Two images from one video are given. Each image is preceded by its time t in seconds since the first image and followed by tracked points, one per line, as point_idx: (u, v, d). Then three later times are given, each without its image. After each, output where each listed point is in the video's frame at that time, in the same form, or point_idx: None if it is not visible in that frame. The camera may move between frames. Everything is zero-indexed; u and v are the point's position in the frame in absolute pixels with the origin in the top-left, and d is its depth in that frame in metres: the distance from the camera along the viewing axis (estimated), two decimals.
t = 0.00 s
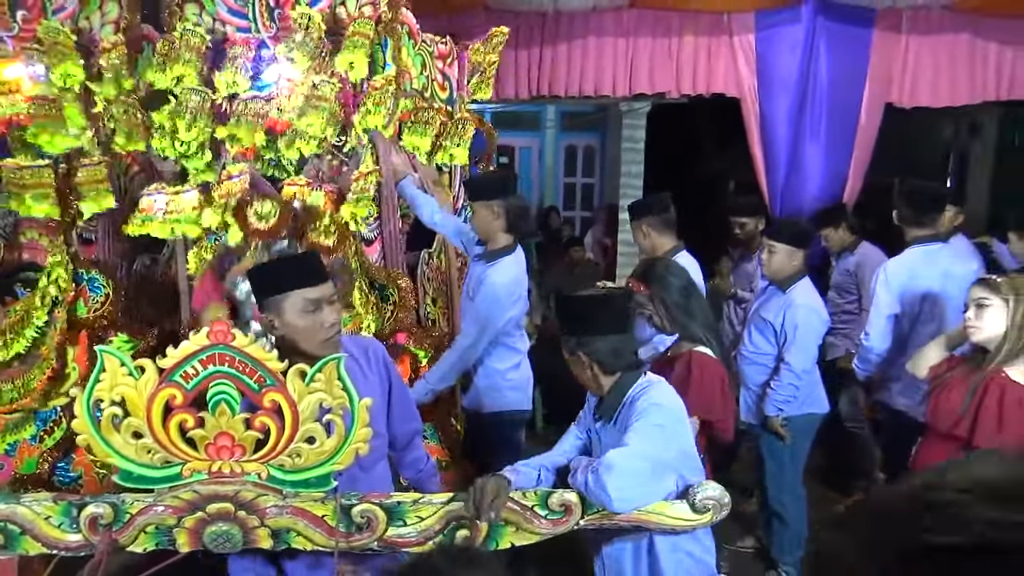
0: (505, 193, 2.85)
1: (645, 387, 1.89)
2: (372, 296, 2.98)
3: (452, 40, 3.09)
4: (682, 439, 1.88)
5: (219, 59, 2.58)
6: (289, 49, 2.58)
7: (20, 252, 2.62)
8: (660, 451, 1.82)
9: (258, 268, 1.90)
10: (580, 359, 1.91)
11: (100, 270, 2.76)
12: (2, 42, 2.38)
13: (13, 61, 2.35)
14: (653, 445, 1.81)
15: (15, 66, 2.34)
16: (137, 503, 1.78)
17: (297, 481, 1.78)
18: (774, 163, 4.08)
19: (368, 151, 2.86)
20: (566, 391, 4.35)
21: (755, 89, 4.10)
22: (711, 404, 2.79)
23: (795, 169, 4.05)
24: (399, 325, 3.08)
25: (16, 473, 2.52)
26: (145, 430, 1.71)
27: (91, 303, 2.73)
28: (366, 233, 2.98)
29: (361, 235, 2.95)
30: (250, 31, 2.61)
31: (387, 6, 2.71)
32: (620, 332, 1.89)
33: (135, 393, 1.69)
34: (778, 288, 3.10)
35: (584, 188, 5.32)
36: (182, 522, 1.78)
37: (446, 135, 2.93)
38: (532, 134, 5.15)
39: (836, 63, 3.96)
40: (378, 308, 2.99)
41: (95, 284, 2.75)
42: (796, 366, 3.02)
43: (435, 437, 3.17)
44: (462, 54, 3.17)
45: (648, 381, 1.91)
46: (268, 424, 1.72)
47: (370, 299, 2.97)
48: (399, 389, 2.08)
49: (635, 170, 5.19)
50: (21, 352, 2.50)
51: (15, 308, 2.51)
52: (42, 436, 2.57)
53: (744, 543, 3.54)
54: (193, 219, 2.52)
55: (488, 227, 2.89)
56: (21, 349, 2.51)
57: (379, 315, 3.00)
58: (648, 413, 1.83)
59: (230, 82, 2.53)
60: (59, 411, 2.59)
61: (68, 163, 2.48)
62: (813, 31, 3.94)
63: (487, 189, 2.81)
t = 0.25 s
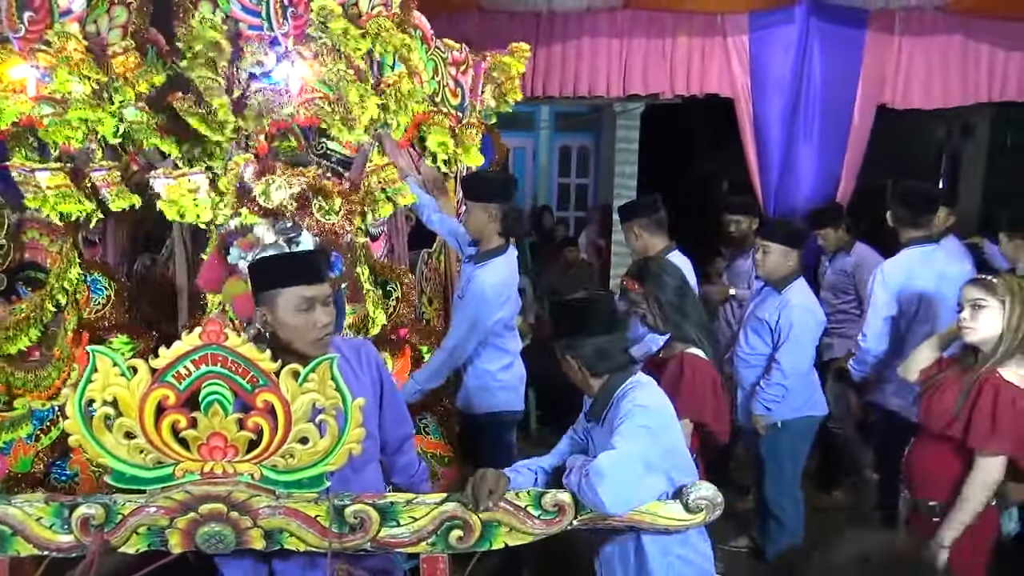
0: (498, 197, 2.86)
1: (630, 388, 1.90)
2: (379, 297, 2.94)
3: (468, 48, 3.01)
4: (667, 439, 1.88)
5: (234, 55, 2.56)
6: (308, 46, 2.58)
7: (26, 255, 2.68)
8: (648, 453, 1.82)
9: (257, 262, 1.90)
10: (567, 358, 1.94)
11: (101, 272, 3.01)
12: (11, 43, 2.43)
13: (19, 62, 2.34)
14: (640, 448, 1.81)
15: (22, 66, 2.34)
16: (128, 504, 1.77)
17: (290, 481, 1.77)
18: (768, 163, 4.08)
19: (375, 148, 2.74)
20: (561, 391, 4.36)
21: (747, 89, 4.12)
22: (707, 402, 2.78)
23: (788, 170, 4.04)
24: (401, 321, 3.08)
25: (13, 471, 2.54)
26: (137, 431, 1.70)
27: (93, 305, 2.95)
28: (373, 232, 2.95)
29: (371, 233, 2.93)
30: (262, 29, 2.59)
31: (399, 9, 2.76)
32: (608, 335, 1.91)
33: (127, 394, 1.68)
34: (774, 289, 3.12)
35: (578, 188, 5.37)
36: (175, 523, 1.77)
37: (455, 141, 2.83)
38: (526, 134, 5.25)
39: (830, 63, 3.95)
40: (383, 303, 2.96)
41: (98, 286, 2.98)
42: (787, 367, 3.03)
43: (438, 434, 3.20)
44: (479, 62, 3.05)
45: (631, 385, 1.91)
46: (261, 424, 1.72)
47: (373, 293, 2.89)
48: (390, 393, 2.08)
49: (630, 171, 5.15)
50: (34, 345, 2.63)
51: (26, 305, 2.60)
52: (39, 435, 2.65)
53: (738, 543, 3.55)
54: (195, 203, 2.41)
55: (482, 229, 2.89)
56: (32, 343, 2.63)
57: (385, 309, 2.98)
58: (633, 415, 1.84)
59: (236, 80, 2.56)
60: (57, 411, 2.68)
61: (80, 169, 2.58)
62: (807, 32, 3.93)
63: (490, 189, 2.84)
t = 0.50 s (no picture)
0: (501, 198, 2.84)
1: (623, 391, 1.87)
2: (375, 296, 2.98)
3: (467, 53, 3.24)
4: (657, 439, 1.85)
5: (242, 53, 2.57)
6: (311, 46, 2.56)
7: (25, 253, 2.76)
8: (637, 456, 1.80)
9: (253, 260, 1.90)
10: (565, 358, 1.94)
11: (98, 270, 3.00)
12: (4, 43, 2.48)
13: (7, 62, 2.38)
14: (630, 452, 1.79)
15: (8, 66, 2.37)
16: (122, 505, 1.76)
17: (285, 482, 1.77)
18: (762, 164, 4.10)
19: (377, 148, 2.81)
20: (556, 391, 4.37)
21: (742, 89, 4.13)
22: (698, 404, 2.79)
23: (783, 170, 4.06)
24: (396, 322, 3.07)
25: (13, 470, 2.62)
26: (131, 432, 1.70)
27: (91, 303, 2.96)
28: (369, 229, 2.95)
29: (365, 232, 2.93)
30: (269, 27, 2.59)
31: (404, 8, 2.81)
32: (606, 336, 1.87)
33: (121, 394, 1.67)
34: (775, 294, 3.11)
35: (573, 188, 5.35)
36: (169, 523, 1.77)
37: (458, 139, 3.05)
38: (521, 135, 5.27)
39: (823, 63, 3.95)
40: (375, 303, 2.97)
41: (94, 285, 2.98)
42: (790, 371, 3.03)
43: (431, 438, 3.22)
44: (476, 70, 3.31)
45: (624, 386, 1.87)
46: (255, 424, 1.71)
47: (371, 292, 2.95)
48: (386, 390, 2.07)
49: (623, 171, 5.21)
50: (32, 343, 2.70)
51: (25, 303, 2.68)
52: (40, 434, 2.69)
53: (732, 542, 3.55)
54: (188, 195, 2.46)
55: (480, 228, 2.89)
56: (30, 342, 2.69)
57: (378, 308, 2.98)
58: (624, 419, 1.81)
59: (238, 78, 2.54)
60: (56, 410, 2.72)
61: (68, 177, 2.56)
62: (800, 33, 3.94)
63: (487, 191, 2.79)
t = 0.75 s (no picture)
0: (502, 200, 2.84)
1: (624, 398, 1.86)
2: (370, 310, 2.96)
3: (455, 44, 3.05)
4: (658, 447, 1.84)
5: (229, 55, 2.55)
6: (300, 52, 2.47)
7: (13, 254, 2.85)
8: (638, 466, 1.79)
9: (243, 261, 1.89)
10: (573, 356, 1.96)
11: (94, 270, 2.92)
12: None
13: None
14: (631, 461, 1.78)
15: None
16: (117, 506, 1.76)
17: (280, 482, 1.77)
18: (757, 164, 4.08)
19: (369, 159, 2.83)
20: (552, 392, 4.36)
21: (736, 90, 4.12)
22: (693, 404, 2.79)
23: (777, 169, 4.05)
24: (390, 334, 3.02)
25: (11, 473, 2.65)
26: (126, 433, 1.69)
27: (83, 303, 2.89)
28: (363, 242, 3.02)
29: (360, 243, 2.96)
30: (254, 29, 2.53)
31: (399, 15, 2.64)
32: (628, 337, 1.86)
33: (115, 395, 1.67)
34: (777, 296, 3.11)
35: (568, 188, 5.40)
36: (164, 525, 1.76)
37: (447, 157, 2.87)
38: (514, 135, 5.28)
39: (818, 63, 3.97)
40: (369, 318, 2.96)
41: (88, 282, 2.91)
42: (798, 377, 3.04)
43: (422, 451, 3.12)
44: (464, 58, 3.11)
45: (626, 394, 1.86)
46: (250, 426, 1.71)
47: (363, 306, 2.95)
48: (380, 391, 2.06)
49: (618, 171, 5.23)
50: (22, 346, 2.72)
51: (16, 305, 2.71)
52: (36, 436, 2.72)
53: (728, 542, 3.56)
54: (186, 213, 2.46)
55: (478, 227, 2.89)
56: (22, 343, 2.73)
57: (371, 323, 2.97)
58: (624, 429, 1.80)
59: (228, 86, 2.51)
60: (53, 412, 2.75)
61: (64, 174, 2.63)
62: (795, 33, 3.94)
63: (488, 192, 2.79)
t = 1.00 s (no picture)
0: (497, 200, 2.84)
1: (625, 404, 1.87)
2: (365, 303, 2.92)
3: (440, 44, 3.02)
4: (655, 453, 1.85)
5: (213, 53, 2.54)
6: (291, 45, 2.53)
7: None
8: (635, 473, 1.79)
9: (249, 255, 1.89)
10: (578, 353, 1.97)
11: (70, 264, 2.87)
12: None
13: None
14: (627, 467, 1.78)
15: None
16: (109, 508, 1.75)
17: (273, 484, 1.76)
18: (751, 163, 4.09)
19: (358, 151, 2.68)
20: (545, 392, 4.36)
21: (729, 90, 4.14)
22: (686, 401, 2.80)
23: (771, 168, 4.05)
24: (385, 326, 3.01)
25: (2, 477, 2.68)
26: (118, 434, 1.68)
27: (62, 299, 2.83)
28: (357, 235, 2.97)
29: (354, 236, 2.92)
30: (240, 26, 2.52)
31: (386, 9, 2.63)
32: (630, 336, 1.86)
33: (107, 397, 1.66)
34: (774, 298, 3.11)
35: (562, 188, 5.40)
36: (157, 527, 1.76)
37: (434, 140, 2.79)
38: (508, 135, 5.26)
39: (810, 64, 3.98)
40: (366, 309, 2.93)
41: (65, 279, 2.85)
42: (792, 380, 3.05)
43: (420, 441, 2.95)
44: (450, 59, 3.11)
45: (627, 398, 1.87)
46: (243, 426, 1.70)
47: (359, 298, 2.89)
48: (372, 394, 2.07)
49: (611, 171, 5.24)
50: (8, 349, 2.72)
51: None
52: (25, 440, 2.73)
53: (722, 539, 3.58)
54: (179, 207, 2.40)
55: (468, 225, 2.90)
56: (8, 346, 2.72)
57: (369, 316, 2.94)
58: (625, 436, 1.81)
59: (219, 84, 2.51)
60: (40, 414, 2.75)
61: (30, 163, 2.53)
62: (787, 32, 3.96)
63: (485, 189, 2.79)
